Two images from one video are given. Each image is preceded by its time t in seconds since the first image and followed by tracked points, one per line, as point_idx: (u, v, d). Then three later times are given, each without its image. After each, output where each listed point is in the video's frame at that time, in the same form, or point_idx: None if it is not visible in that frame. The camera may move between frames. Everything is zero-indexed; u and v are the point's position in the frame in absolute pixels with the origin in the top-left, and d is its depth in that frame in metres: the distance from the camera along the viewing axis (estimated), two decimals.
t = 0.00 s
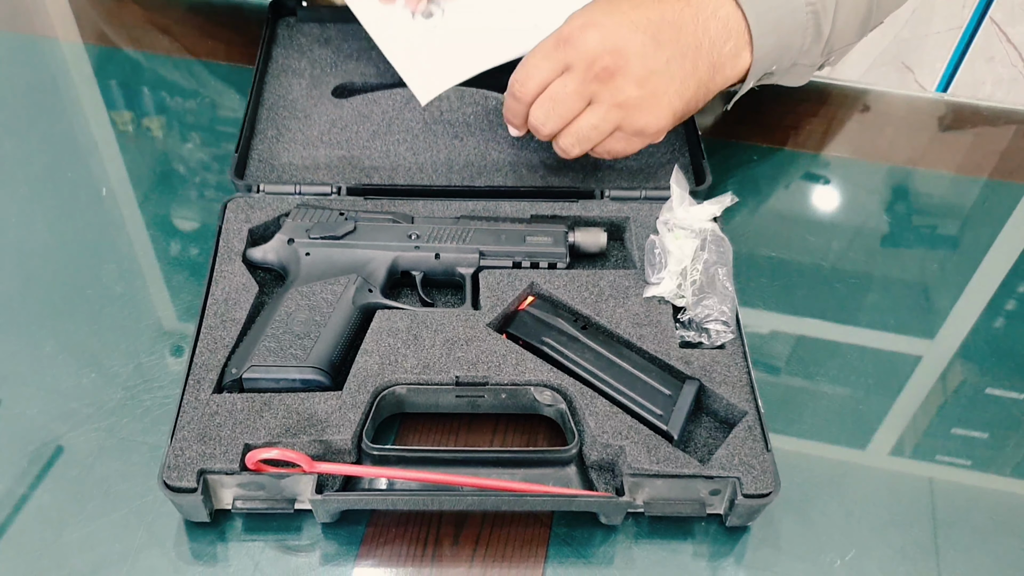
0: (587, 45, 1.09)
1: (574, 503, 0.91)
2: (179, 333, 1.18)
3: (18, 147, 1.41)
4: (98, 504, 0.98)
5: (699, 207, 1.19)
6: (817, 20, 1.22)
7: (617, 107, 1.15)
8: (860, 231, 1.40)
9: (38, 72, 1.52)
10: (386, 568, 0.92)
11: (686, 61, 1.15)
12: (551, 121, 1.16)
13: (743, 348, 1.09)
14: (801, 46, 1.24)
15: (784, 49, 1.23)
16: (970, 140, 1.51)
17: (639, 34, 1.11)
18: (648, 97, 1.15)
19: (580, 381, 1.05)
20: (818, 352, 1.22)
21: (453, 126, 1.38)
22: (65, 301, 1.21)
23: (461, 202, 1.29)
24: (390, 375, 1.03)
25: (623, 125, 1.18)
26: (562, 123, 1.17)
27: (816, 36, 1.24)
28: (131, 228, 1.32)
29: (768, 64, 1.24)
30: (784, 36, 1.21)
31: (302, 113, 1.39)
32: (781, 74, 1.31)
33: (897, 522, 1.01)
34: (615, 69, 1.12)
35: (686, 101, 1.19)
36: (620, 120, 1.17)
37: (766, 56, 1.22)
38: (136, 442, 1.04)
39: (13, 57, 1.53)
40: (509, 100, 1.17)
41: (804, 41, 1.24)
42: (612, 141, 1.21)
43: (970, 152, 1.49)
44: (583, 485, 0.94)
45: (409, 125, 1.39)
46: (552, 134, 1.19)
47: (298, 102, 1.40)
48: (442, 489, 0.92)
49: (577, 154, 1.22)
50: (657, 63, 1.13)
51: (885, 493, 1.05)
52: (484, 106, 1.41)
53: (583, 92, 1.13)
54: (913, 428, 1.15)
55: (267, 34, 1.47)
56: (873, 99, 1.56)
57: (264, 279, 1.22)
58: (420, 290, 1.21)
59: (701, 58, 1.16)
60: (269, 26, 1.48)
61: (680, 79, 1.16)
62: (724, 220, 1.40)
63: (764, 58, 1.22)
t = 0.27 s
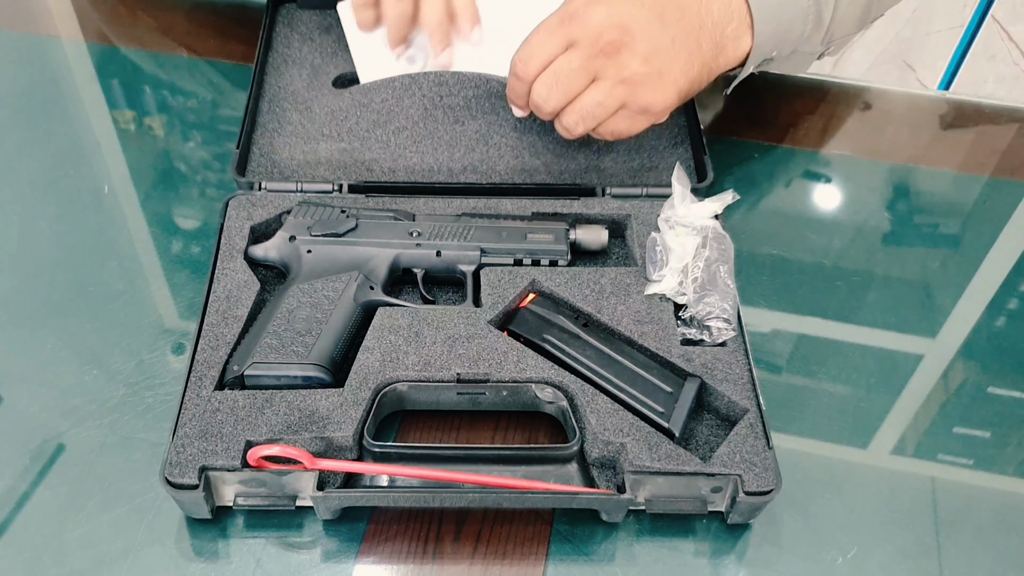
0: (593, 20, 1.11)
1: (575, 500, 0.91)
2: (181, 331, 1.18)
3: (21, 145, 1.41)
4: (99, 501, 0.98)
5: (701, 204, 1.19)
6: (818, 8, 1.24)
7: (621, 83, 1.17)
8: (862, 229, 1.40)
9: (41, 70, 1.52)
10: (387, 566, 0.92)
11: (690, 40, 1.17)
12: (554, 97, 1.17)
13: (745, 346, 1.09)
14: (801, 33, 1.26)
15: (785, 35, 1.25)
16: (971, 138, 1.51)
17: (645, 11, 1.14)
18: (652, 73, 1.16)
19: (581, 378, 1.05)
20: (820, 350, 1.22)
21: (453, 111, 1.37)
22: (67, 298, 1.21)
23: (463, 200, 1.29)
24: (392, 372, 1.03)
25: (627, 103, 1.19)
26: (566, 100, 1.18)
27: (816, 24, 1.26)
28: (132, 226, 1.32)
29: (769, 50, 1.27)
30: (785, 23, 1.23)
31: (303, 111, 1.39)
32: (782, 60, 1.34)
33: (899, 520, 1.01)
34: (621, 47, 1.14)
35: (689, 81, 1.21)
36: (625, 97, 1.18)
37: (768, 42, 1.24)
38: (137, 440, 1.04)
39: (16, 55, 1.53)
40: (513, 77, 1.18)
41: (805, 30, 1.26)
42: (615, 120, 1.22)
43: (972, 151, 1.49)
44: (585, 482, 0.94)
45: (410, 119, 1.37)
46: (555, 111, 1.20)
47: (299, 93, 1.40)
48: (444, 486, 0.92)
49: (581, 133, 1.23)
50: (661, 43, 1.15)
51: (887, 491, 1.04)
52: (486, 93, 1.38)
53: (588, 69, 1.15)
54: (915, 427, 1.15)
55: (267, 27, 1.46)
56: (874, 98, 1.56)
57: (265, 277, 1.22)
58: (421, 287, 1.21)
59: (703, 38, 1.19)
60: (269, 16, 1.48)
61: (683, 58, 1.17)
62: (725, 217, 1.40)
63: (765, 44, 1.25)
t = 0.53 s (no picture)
0: (592, 12, 1.12)
1: (577, 499, 0.91)
2: (183, 330, 1.18)
3: (24, 143, 1.42)
4: (101, 499, 0.98)
5: (702, 204, 1.19)
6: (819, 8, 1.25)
7: (623, 74, 1.16)
8: (864, 229, 1.40)
9: (44, 68, 1.52)
10: (388, 564, 0.92)
11: (690, 31, 1.17)
12: (555, 89, 1.15)
13: (747, 346, 1.09)
14: (802, 31, 1.27)
15: (785, 32, 1.26)
16: (974, 138, 1.51)
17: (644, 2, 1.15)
18: (653, 63, 1.16)
19: (583, 377, 1.05)
20: (822, 351, 1.22)
21: (456, 108, 1.36)
22: (70, 297, 1.21)
23: (465, 199, 1.29)
24: (394, 371, 1.03)
25: (629, 95, 1.18)
26: (567, 93, 1.17)
27: (816, 22, 1.27)
28: (135, 224, 1.33)
29: (770, 47, 1.28)
30: (786, 19, 1.24)
31: (306, 109, 1.39)
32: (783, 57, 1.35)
33: (901, 520, 1.01)
34: (622, 37, 1.14)
35: (692, 72, 1.20)
36: (626, 89, 1.17)
37: (768, 38, 1.25)
38: (139, 438, 1.04)
39: (19, 54, 1.54)
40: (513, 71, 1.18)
41: (805, 28, 1.27)
42: (616, 115, 1.21)
43: (974, 151, 1.48)
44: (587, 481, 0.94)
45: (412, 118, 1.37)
46: (556, 104, 1.18)
47: (302, 91, 1.40)
48: (446, 484, 0.93)
49: (582, 128, 1.22)
50: (662, 34, 1.15)
51: (888, 491, 1.04)
52: (489, 92, 1.37)
53: (588, 61, 1.14)
54: (917, 427, 1.15)
55: (269, 23, 1.46)
56: (876, 99, 1.56)
57: (268, 275, 1.22)
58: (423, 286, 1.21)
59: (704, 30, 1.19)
60: (272, 13, 1.47)
61: (685, 48, 1.17)
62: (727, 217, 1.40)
63: (766, 39, 1.26)
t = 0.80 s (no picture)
0: (587, 12, 1.11)
1: (578, 498, 0.91)
2: (183, 330, 1.18)
3: (24, 144, 1.42)
4: (102, 500, 0.98)
5: (703, 202, 1.19)
6: (817, 10, 1.26)
7: (620, 73, 1.15)
8: (864, 227, 1.40)
9: (44, 69, 1.53)
10: (389, 564, 0.92)
11: (686, 29, 1.16)
12: (552, 90, 1.16)
13: (748, 344, 1.09)
14: (801, 31, 1.27)
15: (783, 32, 1.26)
16: (974, 136, 1.51)
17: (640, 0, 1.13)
18: (650, 62, 1.15)
19: (583, 377, 1.05)
20: (823, 349, 1.22)
21: (456, 112, 1.33)
22: (70, 297, 1.21)
23: (465, 199, 1.29)
24: (394, 371, 1.03)
25: (627, 94, 1.18)
26: (564, 93, 1.17)
27: (814, 23, 1.27)
28: (135, 225, 1.33)
29: (767, 47, 1.28)
30: (785, 19, 1.24)
31: (305, 109, 1.39)
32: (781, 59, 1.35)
33: (902, 518, 1.01)
34: (619, 37, 1.13)
35: (689, 69, 1.20)
36: (624, 89, 1.17)
37: (765, 38, 1.25)
38: (140, 439, 1.05)
39: (19, 55, 1.54)
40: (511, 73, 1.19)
41: (804, 29, 1.27)
42: (614, 114, 1.21)
43: (974, 149, 1.48)
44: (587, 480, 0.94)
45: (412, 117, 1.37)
46: (554, 104, 1.19)
47: (302, 98, 1.40)
48: (447, 484, 0.93)
49: (581, 128, 1.22)
50: (658, 32, 1.14)
51: (888, 489, 1.04)
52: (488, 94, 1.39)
53: (585, 61, 1.14)
54: (917, 425, 1.15)
55: (271, 32, 1.46)
56: (875, 97, 1.56)
57: (268, 275, 1.22)
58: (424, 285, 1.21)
59: (700, 27, 1.18)
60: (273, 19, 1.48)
61: (681, 45, 1.17)
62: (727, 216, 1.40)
63: (764, 39, 1.26)
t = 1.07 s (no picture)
0: (588, 8, 1.13)
1: (579, 497, 0.91)
2: (184, 330, 1.18)
3: (24, 144, 1.42)
4: (103, 499, 0.98)
5: (704, 201, 1.19)
6: (818, 11, 1.26)
7: (622, 69, 1.15)
8: (865, 226, 1.40)
9: (44, 70, 1.52)
10: (390, 563, 0.93)
11: (687, 25, 1.17)
12: (553, 87, 1.17)
13: (749, 343, 1.08)
14: (800, 33, 1.27)
15: (783, 34, 1.26)
16: (975, 134, 1.51)
17: None
18: (652, 57, 1.15)
19: (584, 376, 1.05)
20: (823, 347, 1.22)
21: (456, 112, 1.33)
22: (70, 297, 1.21)
23: (466, 198, 1.29)
24: (395, 370, 1.03)
25: (629, 89, 1.18)
26: (566, 90, 1.18)
27: (815, 24, 1.27)
28: (136, 225, 1.33)
29: (767, 47, 1.28)
30: (785, 19, 1.24)
31: (306, 109, 1.39)
32: (780, 60, 1.35)
33: (903, 517, 1.01)
34: (620, 32, 1.14)
35: (691, 65, 1.19)
36: (626, 85, 1.17)
37: (765, 38, 1.25)
38: (140, 439, 1.05)
39: (19, 55, 1.54)
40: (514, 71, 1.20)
41: (804, 29, 1.27)
42: (617, 110, 1.20)
43: (975, 147, 1.48)
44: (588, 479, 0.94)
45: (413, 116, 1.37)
46: (557, 101, 1.19)
47: (302, 98, 1.40)
48: (447, 484, 0.93)
49: (584, 125, 1.22)
50: (660, 28, 1.15)
51: (889, 487, 1.04)
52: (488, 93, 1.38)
53: (587, 56, 1.15)
54: (918, 424, 1.15)
55: (272, 33, 1.46)
56: (876, 95, 1.56)
57: (268, 275, 1.22)
58: (424, 285, 1.21)
59: (701, 23, 1.19)
60: (273, 19, 1.48)
61: (683, 42, 1.17)
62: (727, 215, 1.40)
63: (764, 38, 1.26)
